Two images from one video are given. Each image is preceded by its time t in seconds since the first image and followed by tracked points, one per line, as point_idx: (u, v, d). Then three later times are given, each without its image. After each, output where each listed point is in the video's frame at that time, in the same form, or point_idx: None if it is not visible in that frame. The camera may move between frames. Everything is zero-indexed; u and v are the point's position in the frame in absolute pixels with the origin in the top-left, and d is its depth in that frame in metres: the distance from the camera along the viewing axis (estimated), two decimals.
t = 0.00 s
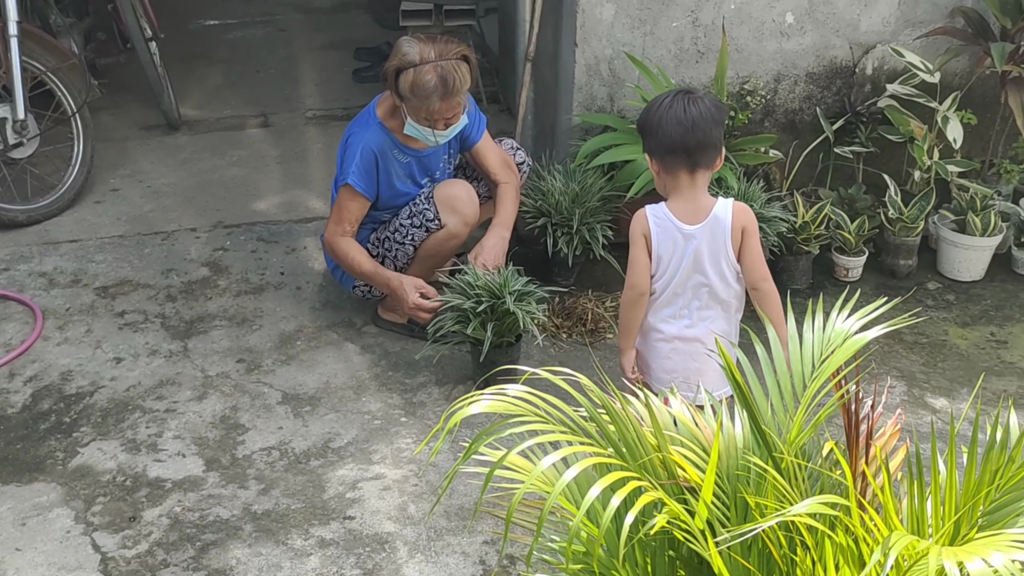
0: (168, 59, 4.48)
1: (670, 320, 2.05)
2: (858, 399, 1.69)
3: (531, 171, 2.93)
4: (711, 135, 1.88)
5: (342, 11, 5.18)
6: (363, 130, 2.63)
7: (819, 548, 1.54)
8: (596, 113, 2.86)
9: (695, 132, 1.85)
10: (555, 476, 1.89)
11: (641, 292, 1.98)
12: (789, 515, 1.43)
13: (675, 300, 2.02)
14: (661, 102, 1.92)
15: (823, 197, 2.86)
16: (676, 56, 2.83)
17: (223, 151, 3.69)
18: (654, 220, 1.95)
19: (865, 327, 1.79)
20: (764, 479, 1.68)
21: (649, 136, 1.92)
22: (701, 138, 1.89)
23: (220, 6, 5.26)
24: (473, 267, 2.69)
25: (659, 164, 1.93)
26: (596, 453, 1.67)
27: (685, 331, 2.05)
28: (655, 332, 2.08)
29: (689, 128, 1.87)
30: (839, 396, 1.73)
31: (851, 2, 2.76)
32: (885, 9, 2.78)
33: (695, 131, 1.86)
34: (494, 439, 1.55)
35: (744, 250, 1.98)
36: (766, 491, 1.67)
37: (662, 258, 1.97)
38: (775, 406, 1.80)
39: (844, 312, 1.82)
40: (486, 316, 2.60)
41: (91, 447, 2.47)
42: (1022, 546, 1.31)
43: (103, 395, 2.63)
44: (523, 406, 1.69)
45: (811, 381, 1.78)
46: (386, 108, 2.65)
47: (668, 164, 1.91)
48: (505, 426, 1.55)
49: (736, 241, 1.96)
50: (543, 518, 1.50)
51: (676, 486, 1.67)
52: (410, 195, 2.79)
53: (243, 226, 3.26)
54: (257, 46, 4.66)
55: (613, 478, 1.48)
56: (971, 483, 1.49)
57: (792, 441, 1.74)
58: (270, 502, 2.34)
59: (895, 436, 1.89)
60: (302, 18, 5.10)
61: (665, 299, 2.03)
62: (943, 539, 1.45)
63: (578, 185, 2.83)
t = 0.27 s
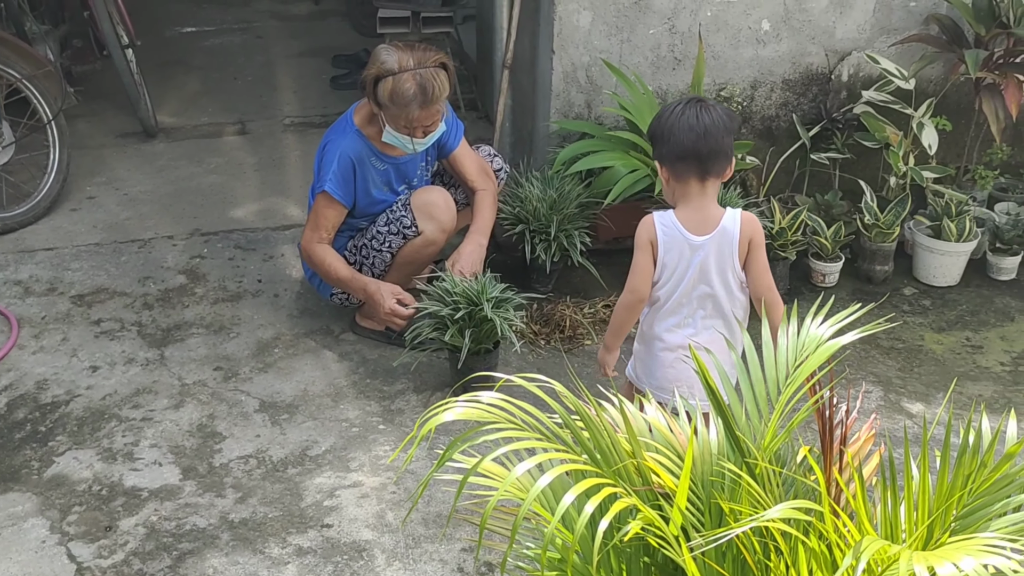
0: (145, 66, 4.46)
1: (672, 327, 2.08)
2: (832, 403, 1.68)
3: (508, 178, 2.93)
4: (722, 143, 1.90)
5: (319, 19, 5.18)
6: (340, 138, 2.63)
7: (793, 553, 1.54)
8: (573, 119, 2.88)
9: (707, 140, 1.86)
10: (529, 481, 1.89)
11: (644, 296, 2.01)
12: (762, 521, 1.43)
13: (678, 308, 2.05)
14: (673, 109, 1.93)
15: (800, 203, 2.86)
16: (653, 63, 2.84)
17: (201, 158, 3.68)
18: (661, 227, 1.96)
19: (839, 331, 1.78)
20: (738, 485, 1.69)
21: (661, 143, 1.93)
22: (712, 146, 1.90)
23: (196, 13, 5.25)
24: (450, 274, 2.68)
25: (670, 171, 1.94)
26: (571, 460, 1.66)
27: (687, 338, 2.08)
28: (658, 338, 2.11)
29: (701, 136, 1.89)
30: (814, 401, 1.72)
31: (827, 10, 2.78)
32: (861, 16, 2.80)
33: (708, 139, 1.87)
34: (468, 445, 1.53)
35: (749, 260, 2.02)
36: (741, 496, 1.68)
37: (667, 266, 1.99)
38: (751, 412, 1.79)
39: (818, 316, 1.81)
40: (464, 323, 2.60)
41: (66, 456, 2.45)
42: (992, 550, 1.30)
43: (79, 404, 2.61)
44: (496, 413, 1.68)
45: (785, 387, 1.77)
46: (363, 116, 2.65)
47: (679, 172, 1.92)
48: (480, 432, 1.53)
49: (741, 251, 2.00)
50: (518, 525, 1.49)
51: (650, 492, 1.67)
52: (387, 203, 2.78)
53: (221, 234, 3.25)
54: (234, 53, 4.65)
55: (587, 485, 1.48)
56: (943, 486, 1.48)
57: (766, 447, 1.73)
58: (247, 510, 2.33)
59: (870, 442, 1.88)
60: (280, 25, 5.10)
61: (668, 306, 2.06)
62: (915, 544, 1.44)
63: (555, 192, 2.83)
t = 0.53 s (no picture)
0: (124, 72, 4.44)
1: (665, 334, 2.09)
2: (812, 408, 1.70)
3: (489, 184, 2.92)
4: (726, 152, 1.90)
5: (299, 25, 5.18)
6: (320, 143, 2.61)
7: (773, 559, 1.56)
8: (554, 125, 2.88)
9: (713, 148, 1.87)
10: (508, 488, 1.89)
11: (640, 302, 2.01)
12: (742, 526, 1.43)
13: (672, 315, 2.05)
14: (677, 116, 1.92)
15: (780, 207, 2.87)
16: (634, 68, 2.85)
17: (181, 165, 3.66)
18: (659, 233, 1.96)
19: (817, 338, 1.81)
20: (718, 490, 1.69)
21: (664, 150, 1.93)
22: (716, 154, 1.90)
23: (176, 19, 5.23)
24: (431, 280, 2.67)
25: (672, 177, 1.94)
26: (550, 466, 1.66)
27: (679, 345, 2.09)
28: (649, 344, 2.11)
29: (706, 144, 1.89)
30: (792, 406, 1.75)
31: (807, 15, 2.80)
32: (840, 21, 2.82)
33: (713, 147, 1.87)
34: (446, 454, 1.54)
35: (743, 271, 2.04)
36: (721, 502, 1.68)
37: (664, 273, 1.99)
38: (731, 416, 1.81)
39: (796, 323, 1.84)
40: (445, 329, 2.58)
41: (45, 465, 2.43)
42: (972, 553, 1.35)
43: (58, 413, 2.59)
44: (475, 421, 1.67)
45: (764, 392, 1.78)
46: (343, 121, 2.64)
47: (682, 179, 1.92)
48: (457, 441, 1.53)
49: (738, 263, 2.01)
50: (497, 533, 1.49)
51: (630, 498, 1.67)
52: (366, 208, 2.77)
53: (201, 241, 3.24)
54: (214, 60, 4.64)
55: (568, 491, 1.48)
56: (923, 491, 1.53)
57: (746, 452, 1.74)
58: (228, 518, 2.31)
59: (848, 448, 1.90)
60: (260, 31, 5.08)
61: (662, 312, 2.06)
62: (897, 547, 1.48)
63: (536, 198, 2.82)
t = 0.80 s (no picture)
0: (107, 81, 4.43)
1: (656, 333, 2.08)
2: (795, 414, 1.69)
3: (474, 192, 2.93)
4: (717, 151, 1.90)
5: (282, 33, 5.18)
6: (306, 151, 2.61)
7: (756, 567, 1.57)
8: (537, 132, 2.88)
9: (705, 149, 1.87)
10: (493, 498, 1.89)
11: (630, 296, 2.01)
12: (724, 534, 1.44)
13: (663, 313, 2.05)
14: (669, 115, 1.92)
15: (764, 213, 2.87)
16: (616, 76, 2.86)
17: (165, 174, 3.66)
18: (649, 231, 1.97)
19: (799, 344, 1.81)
20: (702, 498, 1.67)
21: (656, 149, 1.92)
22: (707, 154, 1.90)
23: (159, 27, 5.22)
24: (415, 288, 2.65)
25: (663, 177, 1.93)
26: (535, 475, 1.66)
27: (669, 345, 2.09)
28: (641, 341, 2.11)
29: (699, 144, 1.89)
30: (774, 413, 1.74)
31: (788, 22, 2.83)
32: (821, 28, 2.85)
33: (705, 147, 1.87)
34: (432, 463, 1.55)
35: (733, 269, 2.05)
36: (705, 510, 1.66)
37: (654, 268, 2.00)
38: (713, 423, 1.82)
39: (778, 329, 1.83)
40: (430, 337, 2.57)
41: (29, 477, 2.41)
42: (954, 560, 1.36)
43: (41, 424, 2.57)
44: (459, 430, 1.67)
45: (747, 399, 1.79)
46: (329, 129, 2.63)
47: (673, 178, 1.92)
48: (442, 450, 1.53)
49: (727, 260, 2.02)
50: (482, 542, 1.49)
51: (615, 506, 1.68)
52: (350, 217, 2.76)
53: (185, 250, 3.24)
54: (197, 68, 4.63)
55: (552, 501, 1.48)
56: (906, 498, 1.54)
57: (729, 460, 1.73)
58: (213, 528, 2.30)
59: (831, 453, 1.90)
60: (243, 39, 5.08)
61: (652, 310, 2.07)
62: (879, 554, 1.50)
63: (521, 205, 2.82)
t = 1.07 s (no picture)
0: (89, 89, 4.41)
1: (656, 313, 2.15)
2: (776, 422, 1.69)
3: (456, 199, 2.93)
4: (719, 142, 1.97)
5: (265, 41, 5.18)
6: (289, 159, 2.59)
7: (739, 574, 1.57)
8: (521, 140, 2.87)
9: (709, 140, 1.93)
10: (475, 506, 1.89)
11: (628, 277, 2.09)
12: (707, 542, 1.44)
13: (662, 296, 2.12)
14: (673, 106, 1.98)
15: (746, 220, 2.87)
16: (599, 83, 2.87)
17: (147, 183, 3.65)
18: (652, 215, 2.03)
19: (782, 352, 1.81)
20: (684, 506, 1.69)
21: (661, 138, 1.98)
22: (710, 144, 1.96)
23: (141, 36, 5.21)
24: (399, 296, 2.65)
25: (667, 166, 1.99)
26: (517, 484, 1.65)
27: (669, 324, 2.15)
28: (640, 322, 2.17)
29: (702, 135, 1.95)
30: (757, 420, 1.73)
31: (770, 29, 2.85)
32: (803, 35, 2.87)
33: (709, 138, 1.93)
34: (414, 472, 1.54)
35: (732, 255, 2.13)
36: (687, 518, 1.68)
37: (655, 252, 2.07)
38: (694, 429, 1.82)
39: (761, 337, 1.83)
40: (413, 346, 2.57)
41: (9, 488, 2.39)
42: (935, 566, 1.37)
43: (22, 435, 2.55)
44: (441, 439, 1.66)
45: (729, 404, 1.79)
46: (312, 137, 2.62)
47: (677, 166, 1.98)
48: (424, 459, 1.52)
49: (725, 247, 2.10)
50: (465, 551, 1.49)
51: (597, 514, 1.68)
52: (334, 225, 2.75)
53: (167, 259, 3.23)
54: (179, 76, 4.62)
55: (535, 509, 1.49)
56: (888, 504, 1.55)
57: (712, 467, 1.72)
58: (195, 539, 2.28)
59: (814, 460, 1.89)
60: (226, 47, 5.08)
61: (650, 294, 2.13)
62: (862, 561, 1.51)
63: (504, 213, 2.82)
